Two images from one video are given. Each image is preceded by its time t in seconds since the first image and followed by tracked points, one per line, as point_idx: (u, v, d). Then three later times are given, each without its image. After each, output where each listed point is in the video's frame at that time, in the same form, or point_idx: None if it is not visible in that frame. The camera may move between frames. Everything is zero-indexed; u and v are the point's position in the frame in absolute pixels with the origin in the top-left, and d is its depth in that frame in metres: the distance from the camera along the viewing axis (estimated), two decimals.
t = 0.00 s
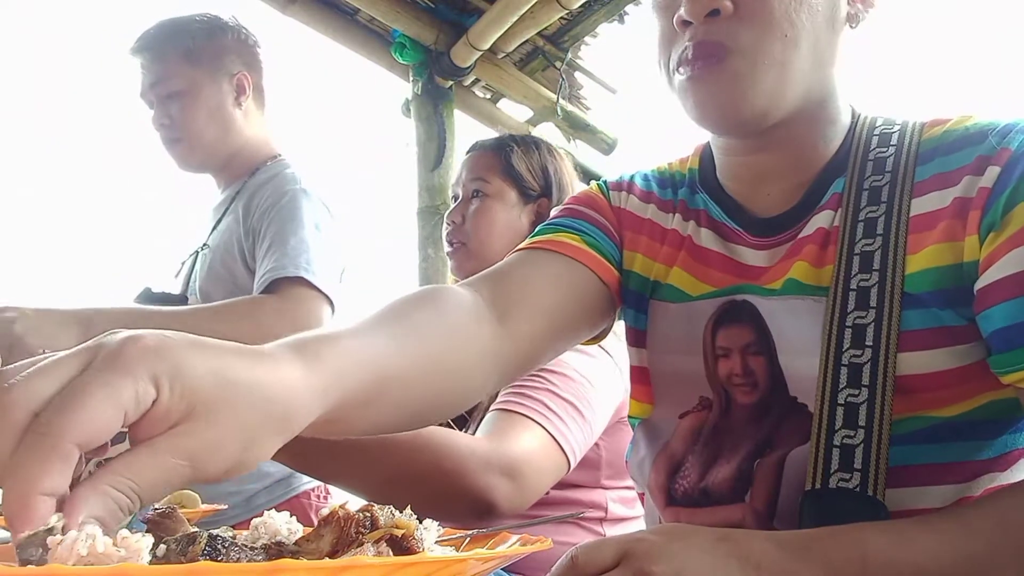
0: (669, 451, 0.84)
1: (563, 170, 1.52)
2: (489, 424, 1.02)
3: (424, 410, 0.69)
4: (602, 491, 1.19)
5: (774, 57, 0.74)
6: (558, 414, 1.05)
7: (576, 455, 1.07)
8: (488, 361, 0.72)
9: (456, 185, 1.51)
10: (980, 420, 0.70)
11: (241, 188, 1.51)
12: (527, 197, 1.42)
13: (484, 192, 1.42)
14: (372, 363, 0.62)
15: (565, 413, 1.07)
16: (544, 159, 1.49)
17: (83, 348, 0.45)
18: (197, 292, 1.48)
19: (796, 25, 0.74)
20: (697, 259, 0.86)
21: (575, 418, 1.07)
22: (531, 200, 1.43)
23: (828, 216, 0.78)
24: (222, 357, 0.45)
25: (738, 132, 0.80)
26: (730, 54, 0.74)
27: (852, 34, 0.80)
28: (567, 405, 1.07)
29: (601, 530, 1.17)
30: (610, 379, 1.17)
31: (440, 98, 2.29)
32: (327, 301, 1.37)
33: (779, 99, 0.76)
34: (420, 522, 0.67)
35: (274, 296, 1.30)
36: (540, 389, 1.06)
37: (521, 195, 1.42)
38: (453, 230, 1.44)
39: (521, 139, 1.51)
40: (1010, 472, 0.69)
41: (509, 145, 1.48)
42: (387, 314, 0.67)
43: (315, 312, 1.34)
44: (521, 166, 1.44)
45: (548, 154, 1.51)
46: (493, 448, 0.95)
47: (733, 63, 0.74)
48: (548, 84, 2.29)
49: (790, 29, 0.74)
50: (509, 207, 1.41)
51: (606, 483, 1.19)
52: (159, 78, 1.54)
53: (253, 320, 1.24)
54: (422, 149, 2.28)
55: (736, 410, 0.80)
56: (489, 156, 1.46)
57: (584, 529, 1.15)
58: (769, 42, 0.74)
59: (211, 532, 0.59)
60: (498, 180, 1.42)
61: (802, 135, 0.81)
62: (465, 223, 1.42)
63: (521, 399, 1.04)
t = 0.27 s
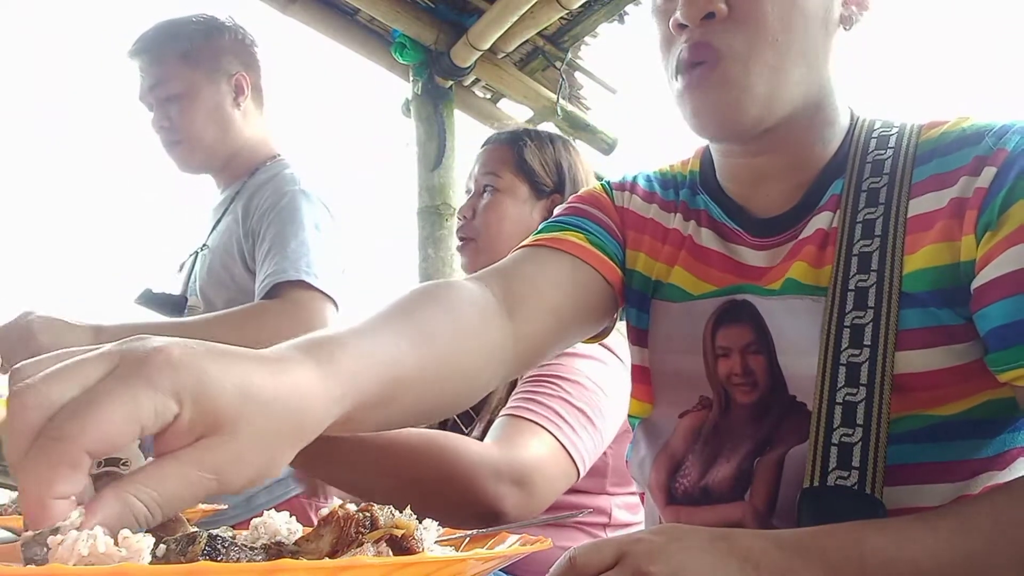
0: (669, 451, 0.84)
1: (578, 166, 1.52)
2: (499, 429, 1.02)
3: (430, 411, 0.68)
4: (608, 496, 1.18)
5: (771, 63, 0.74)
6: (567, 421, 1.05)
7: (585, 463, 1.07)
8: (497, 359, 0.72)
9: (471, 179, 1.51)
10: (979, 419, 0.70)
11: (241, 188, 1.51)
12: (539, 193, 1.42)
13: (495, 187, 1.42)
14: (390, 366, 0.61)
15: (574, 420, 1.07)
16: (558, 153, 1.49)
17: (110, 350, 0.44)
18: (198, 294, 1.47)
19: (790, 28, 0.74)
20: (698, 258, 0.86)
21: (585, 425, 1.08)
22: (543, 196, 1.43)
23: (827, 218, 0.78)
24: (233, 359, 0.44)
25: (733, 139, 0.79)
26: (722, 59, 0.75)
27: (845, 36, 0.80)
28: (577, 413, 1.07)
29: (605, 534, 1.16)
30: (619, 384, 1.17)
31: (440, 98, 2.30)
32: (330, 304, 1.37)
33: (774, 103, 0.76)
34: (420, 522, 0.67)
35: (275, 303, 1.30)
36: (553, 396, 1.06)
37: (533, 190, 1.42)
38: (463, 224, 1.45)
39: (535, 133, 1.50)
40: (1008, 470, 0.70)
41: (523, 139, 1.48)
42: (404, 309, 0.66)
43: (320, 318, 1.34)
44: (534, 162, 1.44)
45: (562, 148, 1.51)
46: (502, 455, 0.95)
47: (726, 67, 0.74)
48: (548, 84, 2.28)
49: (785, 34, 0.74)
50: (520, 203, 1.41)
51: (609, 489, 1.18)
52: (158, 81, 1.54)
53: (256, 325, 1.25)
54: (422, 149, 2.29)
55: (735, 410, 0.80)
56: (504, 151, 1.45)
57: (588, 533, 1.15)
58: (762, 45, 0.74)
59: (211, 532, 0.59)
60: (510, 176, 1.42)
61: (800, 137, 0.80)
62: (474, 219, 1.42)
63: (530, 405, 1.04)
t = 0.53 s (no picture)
0: (672, 449, 0.84)
1: (585, 159, 1.50)
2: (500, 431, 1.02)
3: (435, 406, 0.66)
4: (614, 499, 1.18)
5: (746, 69, 0.75)
6: (570, 427, 1.05)
7: (586, 472, 1.06)
8: (508, 358, 0.70)
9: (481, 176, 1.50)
10: (980, 417, 0.70)
11: (239, 188, 1.51)
12: (546, 189, 1.41)
13: (501, 183, 1.42)
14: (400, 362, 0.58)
15: (577, 427, 1.06)
16: (565, 148, 1.47)
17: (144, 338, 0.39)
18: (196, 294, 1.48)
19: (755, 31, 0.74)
20: (701, 257, 0.86)
21: (589, 435, 1.06)
22: (551, 192, 1.42)
23: (828, 219, 0.78)
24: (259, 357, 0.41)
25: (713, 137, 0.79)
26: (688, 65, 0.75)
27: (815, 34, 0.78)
28: (581, 422, 1.06)
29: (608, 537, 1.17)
30: (623, 387, 1.16)
31: (440, 98, 2.30)
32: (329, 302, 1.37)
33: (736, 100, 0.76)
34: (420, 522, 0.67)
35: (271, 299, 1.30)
36: (557, 403, 1.05)
37: (540, 186, 1.41)
38: (469, 223, 1.46)
39: (543, 127, 1.49)
40: (1010, 468, 0.70)
41: (530, 134, 1.47)
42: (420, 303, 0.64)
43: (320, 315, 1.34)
44: (540, 158, 1.43)
45: (570, 142, 1.49)
46: (500, 461, 0.95)
47: (691, 68, 0.75)
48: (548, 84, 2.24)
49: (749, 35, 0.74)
50: (527, 200, 1.40)
51: (614, 492, 1.18)
52: (157, 82, 1.55)
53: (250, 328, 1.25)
54: (423, 149, 2.30)
55: (739, 409, 0.80)
56: (511, 148, 1.45)
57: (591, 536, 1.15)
58: (724, 46, 0.74)
59: (212, 532, 0.58)
60: (515, 172, 1.41)
61: (780, 136, 0.80)
62: (481, 216, 1.44)
63: (533, 410, 1.04)
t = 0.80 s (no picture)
0: (674, 449, 0.84)
1: (589, 157, 1.50)
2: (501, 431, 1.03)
3: (432, 418, 0.73)
4: (619, 502, 1.18)
5: (728, 72, 0.76)
6: (570, 429, 1.04)
7: (589, 473, 1.06)
8: (513, 370, 0.78)
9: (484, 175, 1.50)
10: (980, 416, 0.70)
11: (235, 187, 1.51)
12: (548, 187, 1.41)
13: (503, 183, 1.42)
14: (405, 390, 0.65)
15: (580, 429, 1.05)
16: (567, 146, 1.47)
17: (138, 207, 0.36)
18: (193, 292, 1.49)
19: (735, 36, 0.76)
20: (698, 259, 0.86)
21: (592, 435, 1.06)
22: (553, 190, 1.41)
23: (827, 221, 0.78)
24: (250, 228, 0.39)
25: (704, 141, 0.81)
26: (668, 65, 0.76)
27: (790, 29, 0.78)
28: (581, 422, 1.05)
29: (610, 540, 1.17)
30: (626, 387, 1.16)
31: (440, 98, 2.30)
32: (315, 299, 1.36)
33: (721, 106, 0.77)
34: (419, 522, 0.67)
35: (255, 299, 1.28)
36: (560, 404, 1.05)
37: (542, 185, 1.41)
38: (474, 224, 1.48)
39: (545, 124, 1.48)
40: (1010, 469, 0.69)
41: (531, 132, 1.47)
42: (441, 320, 0.68)
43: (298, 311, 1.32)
44: (540, 157, 1.43)
45: (573, 140, 1.49)
46: (497, 460, 0.96)
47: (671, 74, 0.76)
48: (548, 84, 2.23)
49: (728, 40, 0.76)
50: (530, 198, 1.40)
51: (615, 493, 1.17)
52: (156, 79, 1.56)
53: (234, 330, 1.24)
54: (422, 149, 2.29)
55: (740, 409, 0.80)
56: (512, 146, 1.46)
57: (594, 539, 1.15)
58: (705, 52, 0.75)
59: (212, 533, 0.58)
60: (517, 171, 1.42)
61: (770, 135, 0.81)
62: (484, 216, 1.44)
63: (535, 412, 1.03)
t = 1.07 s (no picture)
0: (676, 450, 0.84)
1: (591, 154, 1.50)
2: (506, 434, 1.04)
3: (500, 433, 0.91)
4: (619, 503, 1.17)
5: (725, 72, 0.77)
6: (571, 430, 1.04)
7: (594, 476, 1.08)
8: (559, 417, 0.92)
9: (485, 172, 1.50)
10: (978, 415, 0.70)
11: (229, 186, 1.50)
12: (550, 186, 1.42)
13: (505, 180, 1.42)
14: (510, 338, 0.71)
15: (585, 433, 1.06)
16: (570, 144, 1.47)
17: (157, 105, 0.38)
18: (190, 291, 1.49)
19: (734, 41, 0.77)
20: (695, 267, 0.88)
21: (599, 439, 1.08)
22: (555, 189, 1.42)
23: (823, 222, 0.79)
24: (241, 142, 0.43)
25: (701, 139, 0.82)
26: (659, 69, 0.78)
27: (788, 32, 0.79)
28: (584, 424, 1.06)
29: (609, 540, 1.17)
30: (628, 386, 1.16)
31: (440, 98, 2.30)
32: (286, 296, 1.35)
33: (712, 106, 0.78)
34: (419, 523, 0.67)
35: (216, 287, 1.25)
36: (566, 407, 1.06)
37: (545, 183, 1.42)
38: (475, 220, 1.45)
39: (548, 122, 1.48)
40: (1006, 467, 0.70)
41: (534, 130, 1.47)
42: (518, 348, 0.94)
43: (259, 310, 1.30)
44: (545, 155, 1.43)
45: (576, 137, 1.49)
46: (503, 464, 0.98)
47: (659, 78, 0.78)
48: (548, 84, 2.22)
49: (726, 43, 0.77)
50: (533, 196, 1.41)
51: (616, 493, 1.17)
52: (156, 73, 1.54)
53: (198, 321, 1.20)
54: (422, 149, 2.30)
55: (739, 410, 0.80)
56: (515, 144, 1.45)
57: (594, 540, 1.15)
58: (698, 46, 0.77)
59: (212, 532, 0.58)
60: (520, 169, 1.42)
61: (767, 135, 0.83)
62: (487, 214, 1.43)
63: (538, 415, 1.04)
